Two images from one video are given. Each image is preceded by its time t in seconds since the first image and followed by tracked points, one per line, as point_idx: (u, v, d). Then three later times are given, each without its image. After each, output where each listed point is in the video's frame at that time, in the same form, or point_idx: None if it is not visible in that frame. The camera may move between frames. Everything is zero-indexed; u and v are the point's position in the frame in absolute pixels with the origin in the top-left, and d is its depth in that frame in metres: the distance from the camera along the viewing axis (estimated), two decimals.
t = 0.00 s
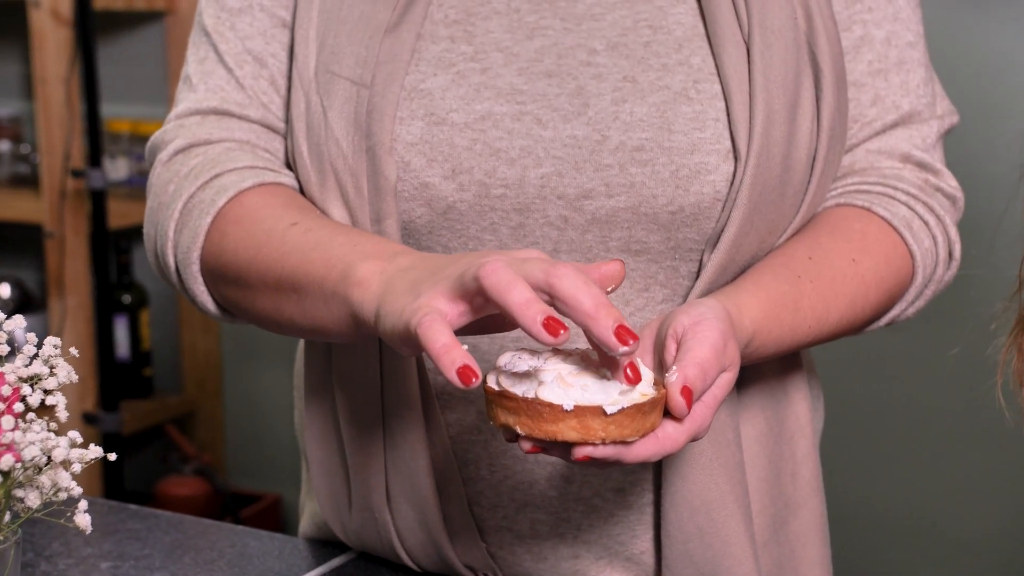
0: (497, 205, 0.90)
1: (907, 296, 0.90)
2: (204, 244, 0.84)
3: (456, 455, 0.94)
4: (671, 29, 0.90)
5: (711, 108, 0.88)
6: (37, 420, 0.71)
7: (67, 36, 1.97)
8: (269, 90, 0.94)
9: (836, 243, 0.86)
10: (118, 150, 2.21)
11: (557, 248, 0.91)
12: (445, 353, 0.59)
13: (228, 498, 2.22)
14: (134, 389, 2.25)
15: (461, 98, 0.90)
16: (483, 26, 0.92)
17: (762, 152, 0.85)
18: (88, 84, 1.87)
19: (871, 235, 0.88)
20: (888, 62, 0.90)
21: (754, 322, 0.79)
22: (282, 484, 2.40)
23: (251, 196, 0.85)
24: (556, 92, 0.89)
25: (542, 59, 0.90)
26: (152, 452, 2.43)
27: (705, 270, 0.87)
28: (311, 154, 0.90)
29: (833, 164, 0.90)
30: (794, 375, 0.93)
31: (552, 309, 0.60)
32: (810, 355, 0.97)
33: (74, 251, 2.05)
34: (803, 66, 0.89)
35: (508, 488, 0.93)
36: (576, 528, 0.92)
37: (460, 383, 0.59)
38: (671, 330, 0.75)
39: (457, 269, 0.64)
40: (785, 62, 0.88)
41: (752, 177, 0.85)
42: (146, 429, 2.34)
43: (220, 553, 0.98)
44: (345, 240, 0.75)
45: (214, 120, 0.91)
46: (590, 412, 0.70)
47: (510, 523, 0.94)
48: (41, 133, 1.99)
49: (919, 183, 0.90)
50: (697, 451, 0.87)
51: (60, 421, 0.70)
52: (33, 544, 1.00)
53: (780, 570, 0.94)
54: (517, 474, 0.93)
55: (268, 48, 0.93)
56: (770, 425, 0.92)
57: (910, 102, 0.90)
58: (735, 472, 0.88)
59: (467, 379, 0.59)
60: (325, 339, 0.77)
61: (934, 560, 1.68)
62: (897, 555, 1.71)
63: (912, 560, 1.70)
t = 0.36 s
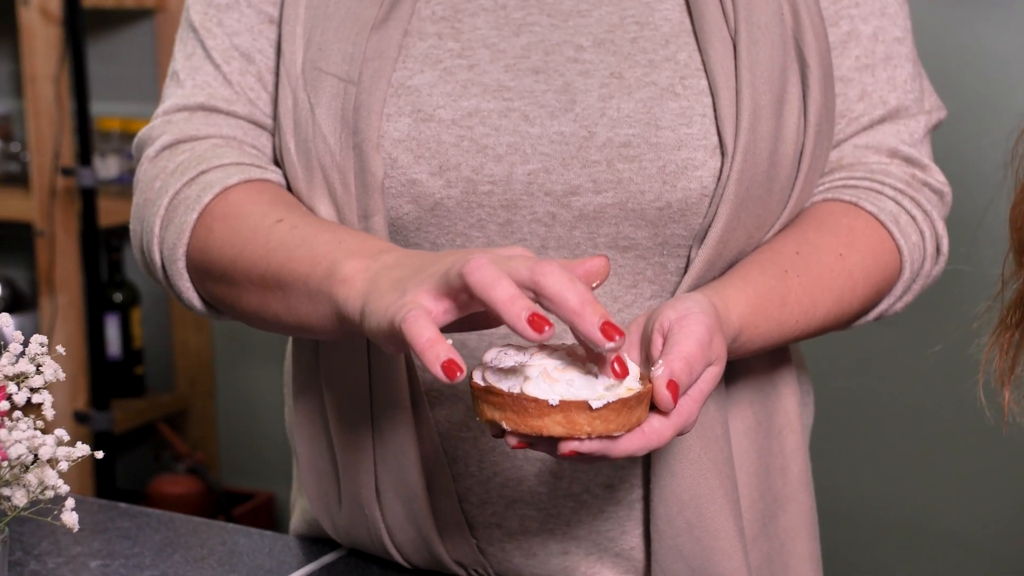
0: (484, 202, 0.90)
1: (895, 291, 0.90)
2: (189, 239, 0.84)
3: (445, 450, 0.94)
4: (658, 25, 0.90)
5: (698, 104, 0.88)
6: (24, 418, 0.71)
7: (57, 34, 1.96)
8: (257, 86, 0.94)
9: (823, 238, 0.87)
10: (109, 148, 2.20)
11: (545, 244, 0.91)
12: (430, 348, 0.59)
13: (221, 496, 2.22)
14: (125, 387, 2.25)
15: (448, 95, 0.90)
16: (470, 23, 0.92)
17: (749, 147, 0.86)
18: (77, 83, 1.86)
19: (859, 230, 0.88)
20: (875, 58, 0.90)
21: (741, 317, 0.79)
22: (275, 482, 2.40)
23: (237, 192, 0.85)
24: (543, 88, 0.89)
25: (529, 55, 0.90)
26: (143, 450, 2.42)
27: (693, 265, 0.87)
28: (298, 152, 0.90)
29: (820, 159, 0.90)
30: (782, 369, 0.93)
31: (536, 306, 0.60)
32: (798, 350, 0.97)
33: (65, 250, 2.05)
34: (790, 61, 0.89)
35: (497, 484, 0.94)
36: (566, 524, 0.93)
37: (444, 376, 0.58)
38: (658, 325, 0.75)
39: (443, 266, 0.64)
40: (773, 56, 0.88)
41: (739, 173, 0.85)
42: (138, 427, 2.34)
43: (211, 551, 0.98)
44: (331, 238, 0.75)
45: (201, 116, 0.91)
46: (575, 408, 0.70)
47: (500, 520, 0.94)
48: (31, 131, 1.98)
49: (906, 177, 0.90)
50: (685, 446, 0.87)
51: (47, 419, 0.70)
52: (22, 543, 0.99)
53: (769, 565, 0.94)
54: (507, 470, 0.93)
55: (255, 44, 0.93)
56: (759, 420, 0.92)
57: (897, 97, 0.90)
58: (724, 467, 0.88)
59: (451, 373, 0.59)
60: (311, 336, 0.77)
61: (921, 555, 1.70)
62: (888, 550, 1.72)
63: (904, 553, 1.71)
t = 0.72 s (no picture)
0: (483, 197, 0.90)
1: (894, 284, 0.90)
2: (184, 233, 0.83)
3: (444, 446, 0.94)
4: (657, 19, 0.90)
5: (697, 98, 0.88)
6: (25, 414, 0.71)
7: (56, 34, 1.98)
8: (253, 81, 0.93)
9: (822, 232, 0.87)
10: (108, 147, 2.19)
11: (544, 240, 0.91)
12: (429, 342, 0.59)
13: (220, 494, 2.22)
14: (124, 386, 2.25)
15: (447, 90, 0.90)
16: (468, 18, 0.92)
17: (748, 141, 0.86)
18: (76, 80, 1.86)
19: (857, 223, 0.88)
20: (874, 51, 0.91)
21: (740, 310, 0.79)
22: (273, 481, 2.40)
23: (233, 187, 0.85)
24: (542, 83, 0.89)
25: (528, 50, 0.90)
26: (143, 449, 2.42)
27: (692, 259, 0.87)
28: (297, 147, 0.90)
29: (818, 154, 0.90)
30: (781, 365, 0.93)
31: (535, 299, 0.60)
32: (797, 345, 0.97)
33: (64, 249, 2.05)
34: (788, 55, 0.89)
35: (496, 479, 0.94)
36: (565, 519, 0.93)
37: (444, 371, 0.58)
38: (656, 319, 0.75)
39: (439, 263, 0.64)
40: (770, 50, 0.88)
41: (737, 167, 0.85)
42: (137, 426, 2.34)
43: (210, 548, 0.98)
44: (326, 236, 0.75)
45: (197, 109, 0.90)
46: (574, 401, 0.70)
47: (499, 516, 0.94)
48: (30, 129, 1.98)
49: (905, 171, 0.90)
50: (685, 442, 0.87)
51: (49, 415, 0.70)
52: (22, 540, 0.99)
53: (768, 559, 0.94)
54: (506, 465, 0.93)
55: (251, 37, 0.93)
56: (758, 415, 0.92)
57: (896, 91, 0.90)
58: (723, 463, 0.88)
59: (451, 366, 0.58)
60: (306, 333, 0.77)
61: (918, 552, 1.70)
62: (888, 547, 1.72)
63: (904, 550, 1.71)
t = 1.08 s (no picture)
0: (486, 205, 0.90)
1: (896, 291, 0.90)
2: (186, 244, 0.84)
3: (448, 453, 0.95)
4: (659, 28, 0.91)
5: (699, 107, 0.89)
6: (32, 421, 0.71)
7: (61, 41, 1.98)
8: (256, 88, 0.94)
9: (823, 239, 0.87)
10: (112, 154, 2.20)
11: (548, 247, 0.91)
12: (428, 353, 0.59)
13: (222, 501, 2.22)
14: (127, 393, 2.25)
15: (450, 98, 0.91)
16: (471, 27, 0.93)
17: (750, 149, 0.86)
18: (82, 88, 1.87)
19: (858, 230, 0.88)
20: (875, 59, 0.91)
21: (741, 318, 0.79)
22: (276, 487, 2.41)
23: (235, 197, 0.85)
24: (545, 91, 0.90)
25: (531, 58, 0.91)
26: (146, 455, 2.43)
27: (694, 266, 0.87)
28: (300, 155, 0.90)
29: (820, 161, 0.91)
30: (784, 372, 0.93)
31: (532, 301, 0.61)
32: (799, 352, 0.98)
33: (69, 255, 2.05)
34: (790, 63, 0.90)
35: (499, 486, 0.94)
36: (568, 526, 0.93)
37: (444, 380, 0.59)
38: (658, 326, 0.75)
39: (438, 274, 0.64)
40: (772, 59, 0.89)
41: (739, 175, 0.85)
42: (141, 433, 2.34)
43: (214, 554, 0.98)
44: (327, 248, 0.76)
45: (200, 118, 0.91)
46: (577, 409, 0.70)
47: (502, 523, 0.95)
48: (35, 136, 1.99)
49: (906, 178, 0.91)
50: (687, 448, 0.87)
51: (56, 422, 0.70)
52: (27, 547, 1.00)
53: (771, 566, 0.94)
54: (509, 472, 0.93)
55: (254, 46, 0.93)
56: (760, 422, 0.93)
57: (897, 99, 0.91)
58: (725, 469, 0.89)
59: (451, 377, 0.59)
60: (306, 345, 0.78)
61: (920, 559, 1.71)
62: (889, 553, 1.73)
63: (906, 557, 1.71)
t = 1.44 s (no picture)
0: (483, 209, 0.90)
1: (890, 296, 0.90)
2: (183, 248, 0.84)
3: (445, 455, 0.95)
4: (655, 32, 0.91)
5: (695, 111, 0.89)
6: (29, 422, 0.72)
7: (61, 44, 1.98)
8: (253, 93, 0.94)
9: (818, 244, 0.87)
10: (112, 158, 2.21)
11: (544, 251, 0.92)
12: (416, 352, 0.59)
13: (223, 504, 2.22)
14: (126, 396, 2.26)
15: (447, 103, 0.91)
16: (468, 32, 0.93)
17: (745, 154, 0.86)
18: (82, 91, 1.87)
19: (854, 235, 0.89)
20: (870, 64, 0.91)
21: (736, 322, 0.80)
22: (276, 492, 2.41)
23: (231, 203, 0.85)
24: (541, 96, 0.90)
25: (527, 63, 0.91)
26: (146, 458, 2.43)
27: (689, 270, 0.87)
28: (297, 160, 0.91)
29: (815, 166, 0.91)
30: (779, 376, 0.93)
31: (518, 300, 0.61)
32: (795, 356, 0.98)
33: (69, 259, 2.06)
34: (785, 68, 0.90)
35: (497, 489, 0.94)
36: (565, 529, 0.93)
37: (431, 379, 0.59)
38: (653, 330, 0.75)
39: (427, 274, 0.64)
40: (767, 64, 0.89)
41: (735, 179, 0.86)
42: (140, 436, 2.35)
43: (212, 557, 0.99)
44: (322, 250, 0.76)
45: (198, 123, 0.91)
46: (572, 413, 0.70)
47: (499, 526, 0.95)
48: (34, 141, 1.99)
49: (901, 183, 0.91)
50: (683, 451, 0.87)
51: (52, 424, 0.71)
52: (25, 549, 1.00)
53: (767, 569, 0.95)
54: (506, 475, 0.93)
55: (251, 51, 0.94)
56: (756, 425, 0.93)
57: (892, 104, 0.91)
58: (721, 472, 0.89)
59: (438, 375, 0.59)
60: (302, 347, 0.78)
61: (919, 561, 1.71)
62: (890, 556, 1.74)
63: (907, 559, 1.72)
